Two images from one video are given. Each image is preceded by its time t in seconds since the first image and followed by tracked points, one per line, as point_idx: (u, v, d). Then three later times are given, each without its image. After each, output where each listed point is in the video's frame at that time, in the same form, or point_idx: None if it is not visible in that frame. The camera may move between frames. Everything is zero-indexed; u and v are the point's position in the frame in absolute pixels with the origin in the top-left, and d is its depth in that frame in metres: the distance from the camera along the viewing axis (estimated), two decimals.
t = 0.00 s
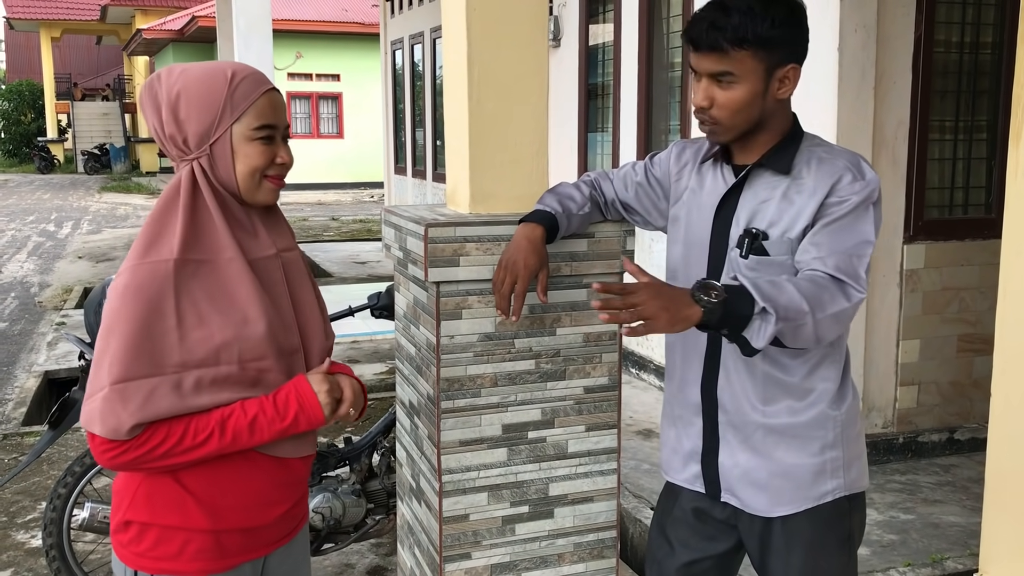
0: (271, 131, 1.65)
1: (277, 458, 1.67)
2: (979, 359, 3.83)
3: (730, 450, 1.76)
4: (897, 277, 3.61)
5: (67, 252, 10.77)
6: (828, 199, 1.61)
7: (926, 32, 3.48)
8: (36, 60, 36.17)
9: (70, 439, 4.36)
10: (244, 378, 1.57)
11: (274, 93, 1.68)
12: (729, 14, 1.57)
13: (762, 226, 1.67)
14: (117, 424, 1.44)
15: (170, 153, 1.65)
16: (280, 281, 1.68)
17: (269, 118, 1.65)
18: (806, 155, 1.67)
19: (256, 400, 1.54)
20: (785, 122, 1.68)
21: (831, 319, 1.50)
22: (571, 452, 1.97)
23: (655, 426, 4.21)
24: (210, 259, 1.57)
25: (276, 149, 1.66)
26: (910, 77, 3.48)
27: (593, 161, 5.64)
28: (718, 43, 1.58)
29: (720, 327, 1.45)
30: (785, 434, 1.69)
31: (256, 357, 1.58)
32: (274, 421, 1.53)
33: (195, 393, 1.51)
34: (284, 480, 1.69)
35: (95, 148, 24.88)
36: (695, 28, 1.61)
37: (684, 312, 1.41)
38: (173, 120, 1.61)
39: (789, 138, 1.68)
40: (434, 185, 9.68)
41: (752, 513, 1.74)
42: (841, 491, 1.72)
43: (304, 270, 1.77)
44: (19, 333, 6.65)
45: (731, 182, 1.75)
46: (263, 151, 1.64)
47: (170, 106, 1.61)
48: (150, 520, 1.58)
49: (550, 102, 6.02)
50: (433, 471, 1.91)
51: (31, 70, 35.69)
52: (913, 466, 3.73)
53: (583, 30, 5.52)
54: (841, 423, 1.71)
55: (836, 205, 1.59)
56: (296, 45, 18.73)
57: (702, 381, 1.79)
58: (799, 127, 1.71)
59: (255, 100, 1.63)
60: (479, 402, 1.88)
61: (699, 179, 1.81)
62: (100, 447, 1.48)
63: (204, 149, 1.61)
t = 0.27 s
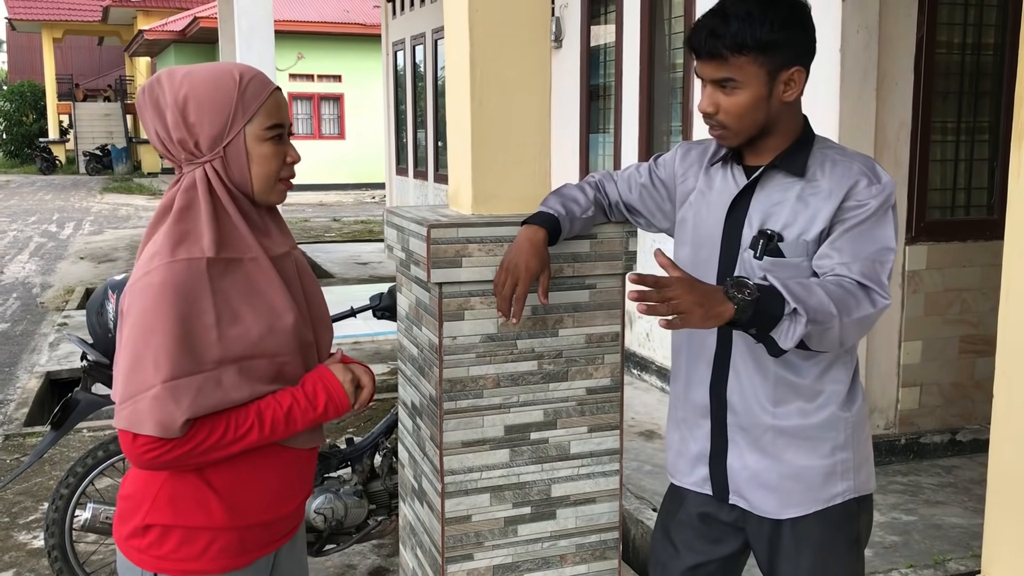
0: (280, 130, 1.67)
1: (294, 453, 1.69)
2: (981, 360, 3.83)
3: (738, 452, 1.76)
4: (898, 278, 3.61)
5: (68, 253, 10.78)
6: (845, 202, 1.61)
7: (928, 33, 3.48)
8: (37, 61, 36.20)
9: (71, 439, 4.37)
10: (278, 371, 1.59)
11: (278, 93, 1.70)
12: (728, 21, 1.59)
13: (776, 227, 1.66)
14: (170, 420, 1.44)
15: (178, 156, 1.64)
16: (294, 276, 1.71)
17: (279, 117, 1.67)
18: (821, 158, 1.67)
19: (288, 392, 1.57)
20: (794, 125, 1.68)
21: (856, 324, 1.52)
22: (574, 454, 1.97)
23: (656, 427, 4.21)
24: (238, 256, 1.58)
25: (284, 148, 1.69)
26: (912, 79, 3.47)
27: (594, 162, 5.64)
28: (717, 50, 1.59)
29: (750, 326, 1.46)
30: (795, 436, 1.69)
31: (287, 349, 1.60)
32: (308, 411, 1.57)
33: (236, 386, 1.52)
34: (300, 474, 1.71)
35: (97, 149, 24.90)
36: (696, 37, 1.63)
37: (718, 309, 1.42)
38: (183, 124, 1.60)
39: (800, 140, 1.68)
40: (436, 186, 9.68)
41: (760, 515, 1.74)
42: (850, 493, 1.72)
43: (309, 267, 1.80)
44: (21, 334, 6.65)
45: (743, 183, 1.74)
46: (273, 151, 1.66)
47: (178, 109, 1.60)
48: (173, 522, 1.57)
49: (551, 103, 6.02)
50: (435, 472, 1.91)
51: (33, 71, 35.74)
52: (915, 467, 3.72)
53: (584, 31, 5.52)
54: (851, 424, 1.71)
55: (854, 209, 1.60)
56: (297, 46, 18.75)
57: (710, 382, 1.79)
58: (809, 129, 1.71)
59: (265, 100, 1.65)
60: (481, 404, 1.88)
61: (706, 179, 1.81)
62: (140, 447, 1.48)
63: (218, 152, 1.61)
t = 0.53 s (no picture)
0: (276, 133, 1.68)
1: (291, 454, 1.70)
2: (982, 362, 3.83)
3: (742, 453, 1.76)
4: (899, 280, 3.61)
5: (69, 254, 10.79)
6: (850, 204, 1.61)
7: (929, 34, 3.48)
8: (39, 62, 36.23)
9: (73, 440, 4.37)
10: (274, 372, 1.60)
11: (274, 96, 1.70)
12: (729, 33, 1.58)
13: (782, 229, 1.66)
14: (168, 419, 1.44)
15: (175, 159, 1.64)
16: (291, 279, 1.71)
17: (275, 120, 1.68)
18: (825, 160, 1.67)
19: (286, 393, 1.58)
20: (800, 129, 1.69)
21: (860, 325, 1.52)
22: (575, 455, 1.97)
23: (657, 428, 4.22)
24: (236, 258, 1.58)
25: (281, 150, 1.70)
26: (913, 81, 3.48)
27: (595, 164, 5.65)
28: (720, 64, 1.59)
29: (754, 327, 1.47)
30: (800, 438, 1.70)
31: (284, 350, 1.61)
32: (305, 412, 1.57)
33: (234, 387, 1.52)
34: (297, 474, 1.72)
35: (98, 150, 24.92)
36: (698, 49, 1.63)
37: (722, 309, 1.43)
38: (181, 128, 1.61)
39: (805, 143, 1.68)
40: (436, 187, 9.68)
41: (764, 516, 1.74)
42: (855, 495, 1.72)
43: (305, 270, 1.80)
44: (21, 335, 6.66)
45: (748, 187, 1.75)
46: (270, 154, 1.67)
47: (175, 113, 1.60)
48: (172, 523, 1.57)
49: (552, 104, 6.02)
50: (437, 473, 1.91)
51: (34, 72, 35.78)
52: (916, 469, 3.72)
53: (585, 33, 5.52)
54: (855, 426, 1.71)
55: (859, 211, 1.60)
56: (298, 47, 18.77)
57: (714, 383, 1.80)
58: (814, 131, 1.71)
59: (261, 103, 1.65)
60: (483, 405, 1.89)
61: (711, 182, 1.81)
62: (138, 448, 1.47)
63: (216, 155, 1.62)
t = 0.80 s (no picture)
0: (272, 132, 1.68)
1: (287, 455, 1.70)
2: (982, 363, 3.83)
3: (743, 454, 1.76)
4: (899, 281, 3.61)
5: (70, 255, 10.79)
6: (851, 204, 1.62)
7: (930, 35, 3.49)
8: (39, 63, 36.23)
9: (74, 440, 4.37)
10: (268, 372, 1.60)
11: (270, 95, 1.70)
12: (722, 48, 1.58)
13: (783, 230, 1.67)
14: (159, 418, 1.44)
15: (171, 159, 1.64)
16: (287, 278, 1.71)
17: (271, 120, 1.68)
18: (825, 160, 1.67)
19: (279, 393, 1.58)
20: (799, 132, 1.69)
21: (862, 325, 1.52)
22: (576, 456, 1.97)
23: (658, 429, 4.22)
24: (229, 257, 1.58)
25: (277, 150, 1.70)
26: (913, 82, 3.48)
27: (596, 165, 5.65)
28: (716, 79, 1.58)
29: (756, 328, 1.47)
30: (801, 439, 1.70)
31: (278, 349, 1.61)
32: (299, 412, 1.58)
33: (227, 386, 1.52)
34: (293, 475, 1.72)
35: (99, 151, 24.94)
36: (692, 65, 1.62)
37: (725, 310, 1.43)
38: (175, 127, 1.61)
39: (805, 145, 1.68)
40: (437, 188, 9.68)
41: (765, 517, 1.74)
42: (855, 496, 1.72)
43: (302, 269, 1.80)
44: (22, 335, 6.66)
45: (749, 189, 1.74)
46: (266, 154, 1.67)
47: (170, 113, 1.60)
48: (165, 522, 1.58)
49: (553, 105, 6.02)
50: (438, 474, 1.92)
51: (35, 73, 35.84)
52: (916, 470, 3.72)
53: (586, 34, 5.52)
54: (856, 426, 1.71)
55: (860, 211, 1.60)
56: (299, 48, 18.78)
57: (715, 384, 1.80)
58: (814, 132, 1.71)
59: (256, 103, 1.65)
60: (484, 406, 1.89)
61: (711, 184, 1.81)
62: (131, 447, 1.48)
63: (211, 154, 1.62)
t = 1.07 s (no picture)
0: (268, 132, 1.68)
1: (284, 455, 1.70)
2: (983, 364, 3.83)
3: (743, 455, 1.76)
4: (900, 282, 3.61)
5: (71, 254, 10.80)
6: (850, 206, 1.61)
7: (931, 36, 3.48)
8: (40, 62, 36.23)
9: (75, 440, 4.37)
10: (263, 372, 1.60)
11: (265, 95, 1.70)
12: (720, 52, 1.58)
13: (782, 232, 1.67)
14: (154, 418, 1.44)
15: (167, 159, 1.64)
16: (283, 278, 1.72)
17: (267, 119, 1.68)
18: (825, 162, 1.67)
19: (276, 394, 1.58)
20: (797, 133, 1.68)
21: (860, 328, 1.52)
22: (577, 456, 1.97)
23: (658, 430, 4.22)
24: (225, 257, 1.58)
25: (274, 150, 1.70)
26: (914, 83, 3.48)
27: (596, 165, 5.65)
28: (714, 83, 1.58)
29: (754, 331, 1.47)
30: (801, 440, 1.70)
31: (274, 350, 1.61)
32: (295, 412, 1.57)
33: (222, 387, 1.52)
34: (290, 476, 1.72)
35: (99, 151, 24.95)
36: (690, 70, 1.62)
37: (722, 315, 1.43)
38: (171, 128, 1.61)
39: (804, 147, 1.68)
40: (437, 188, 9.69)
41: (765, 519, 1.74)
42: (856, 496, 1.72)
43: (299, 269, 1.80)
44: (23, 335, 6.66)
45: (748, 190, 1.74)
46: (262, 153, 1.67)
47: (166, 114, 1.61)
48: (161, 523, 1.57)
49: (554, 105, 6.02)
50: (439, 474, 1.92)
51: (36, 73, 35.85)
52: (917, 470, 3.72)
53: (587, 34, 5.52)
54: (856, 427, 1.71)
55: (859, 213, 1.60)
56: (300, 48, 18.78)
57: (716, 385, 1.80)
58: (813, 133, 1.71)
59: (252, 103, 1.66)
60: (484, 406, 1.89)
61: (712, 185, 1.81)
62: (126, 447, 1.47)
63: (206, 154, 1.62)
